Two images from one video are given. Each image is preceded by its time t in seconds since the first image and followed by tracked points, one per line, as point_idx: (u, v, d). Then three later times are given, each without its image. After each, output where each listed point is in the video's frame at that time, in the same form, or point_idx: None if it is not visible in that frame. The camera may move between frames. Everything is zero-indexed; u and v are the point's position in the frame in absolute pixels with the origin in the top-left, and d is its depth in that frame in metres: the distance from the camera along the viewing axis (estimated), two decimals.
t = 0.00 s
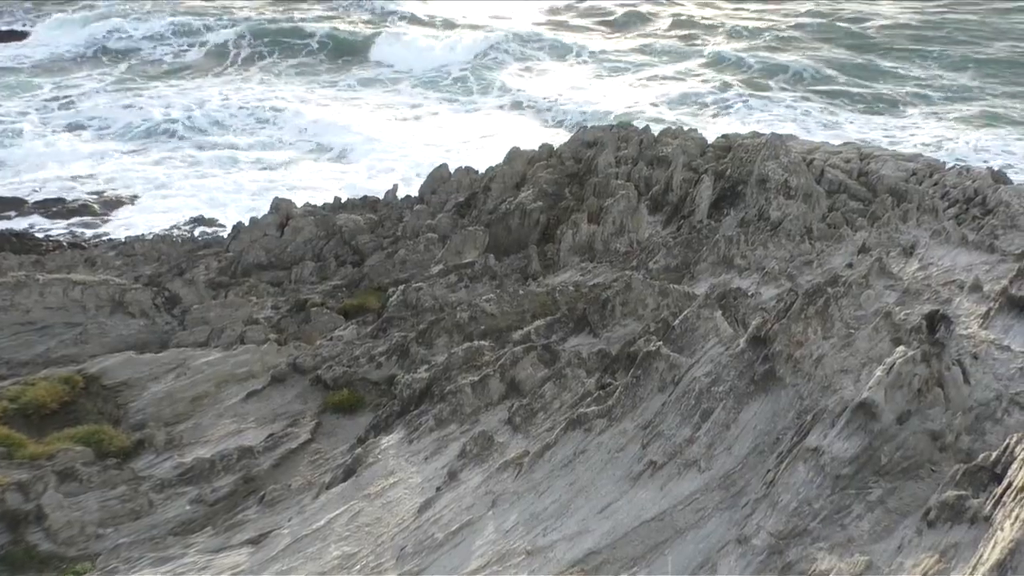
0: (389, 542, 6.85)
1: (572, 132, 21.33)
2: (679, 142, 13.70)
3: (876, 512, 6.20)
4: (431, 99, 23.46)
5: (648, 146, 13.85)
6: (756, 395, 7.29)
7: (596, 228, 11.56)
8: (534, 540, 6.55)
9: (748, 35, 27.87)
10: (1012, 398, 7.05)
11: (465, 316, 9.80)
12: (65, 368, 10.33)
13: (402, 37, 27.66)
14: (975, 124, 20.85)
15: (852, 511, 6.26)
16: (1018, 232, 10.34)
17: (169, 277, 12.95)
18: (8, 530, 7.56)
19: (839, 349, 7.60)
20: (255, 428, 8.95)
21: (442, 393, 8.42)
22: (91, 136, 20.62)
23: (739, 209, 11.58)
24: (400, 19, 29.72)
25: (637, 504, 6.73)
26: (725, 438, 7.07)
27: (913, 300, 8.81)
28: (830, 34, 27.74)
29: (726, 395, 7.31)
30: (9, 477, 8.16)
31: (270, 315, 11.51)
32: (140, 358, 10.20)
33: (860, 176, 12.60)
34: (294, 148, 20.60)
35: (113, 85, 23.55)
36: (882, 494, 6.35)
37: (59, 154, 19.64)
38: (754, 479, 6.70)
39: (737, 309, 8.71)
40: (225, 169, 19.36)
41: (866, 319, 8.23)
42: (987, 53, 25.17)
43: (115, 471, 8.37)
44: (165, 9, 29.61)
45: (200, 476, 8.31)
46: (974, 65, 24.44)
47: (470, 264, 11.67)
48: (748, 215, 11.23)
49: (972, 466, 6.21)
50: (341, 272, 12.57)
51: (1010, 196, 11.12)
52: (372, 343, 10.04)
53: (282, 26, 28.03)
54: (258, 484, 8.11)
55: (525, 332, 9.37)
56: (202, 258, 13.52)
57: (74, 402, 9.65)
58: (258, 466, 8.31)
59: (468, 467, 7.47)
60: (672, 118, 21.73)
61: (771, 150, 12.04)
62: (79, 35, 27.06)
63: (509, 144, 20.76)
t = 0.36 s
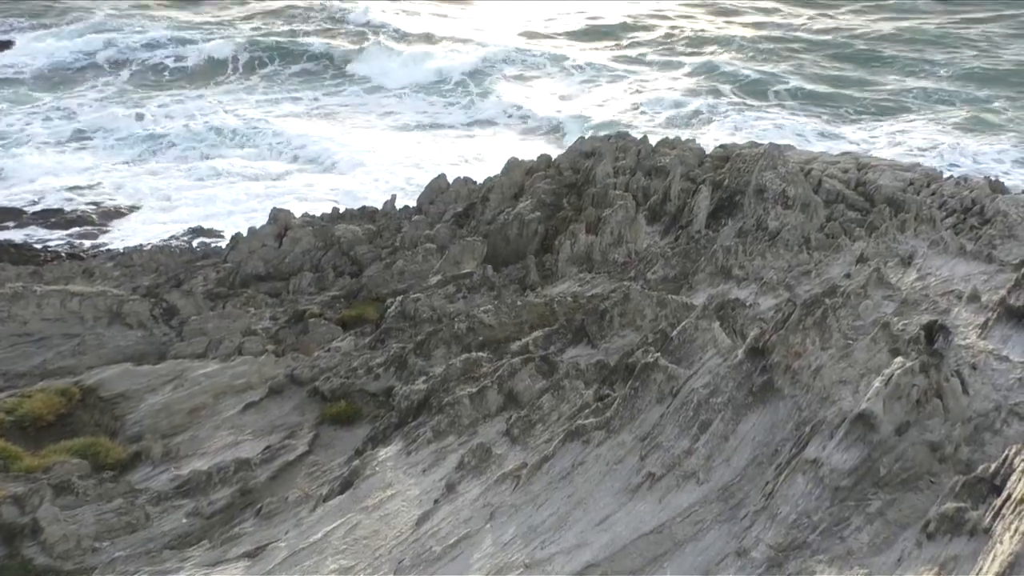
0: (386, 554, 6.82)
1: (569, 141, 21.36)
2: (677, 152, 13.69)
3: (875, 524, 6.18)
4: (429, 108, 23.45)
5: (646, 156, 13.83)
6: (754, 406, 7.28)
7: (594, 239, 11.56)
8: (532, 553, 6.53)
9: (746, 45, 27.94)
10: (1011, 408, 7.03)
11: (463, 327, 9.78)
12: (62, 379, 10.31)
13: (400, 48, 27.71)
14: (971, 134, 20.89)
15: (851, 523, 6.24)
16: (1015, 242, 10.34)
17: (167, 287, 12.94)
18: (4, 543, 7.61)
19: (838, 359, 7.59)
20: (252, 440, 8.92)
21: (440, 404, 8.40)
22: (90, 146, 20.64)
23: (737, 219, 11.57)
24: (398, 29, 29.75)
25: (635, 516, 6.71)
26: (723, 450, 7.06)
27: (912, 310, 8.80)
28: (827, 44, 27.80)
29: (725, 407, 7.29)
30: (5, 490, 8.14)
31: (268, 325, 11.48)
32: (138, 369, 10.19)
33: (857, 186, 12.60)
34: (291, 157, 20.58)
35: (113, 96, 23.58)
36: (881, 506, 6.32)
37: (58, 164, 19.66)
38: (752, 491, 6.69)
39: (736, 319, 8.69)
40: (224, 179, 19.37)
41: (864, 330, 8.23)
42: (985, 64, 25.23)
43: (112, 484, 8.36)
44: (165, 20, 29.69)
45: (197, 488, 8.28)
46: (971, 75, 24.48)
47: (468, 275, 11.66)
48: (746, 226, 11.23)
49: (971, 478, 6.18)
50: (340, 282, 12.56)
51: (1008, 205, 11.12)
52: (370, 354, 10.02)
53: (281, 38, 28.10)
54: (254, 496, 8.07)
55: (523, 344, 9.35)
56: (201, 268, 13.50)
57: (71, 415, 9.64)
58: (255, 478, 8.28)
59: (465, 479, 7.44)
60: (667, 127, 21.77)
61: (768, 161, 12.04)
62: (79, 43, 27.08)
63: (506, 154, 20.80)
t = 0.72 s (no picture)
0: (384, 567, 6.80)
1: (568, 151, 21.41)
2: (674, 162, 13.70)
3: (874, 536, 6.18)
4: (427, 118, 23.49)
5: (644, 166, 13.81)
6: (752, 417, 7.27)
7: (592, 249, 11.57)
8: (530, 565, 6.54)
9: (743, 54, 28.00)
10: (1009, 418, 7.01)
11: (461, 338, 9.78)
12: (59, 391, 10.28)
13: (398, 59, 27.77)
14: (968, 143, 20.95)
15: (850, 534, 6.23)
16: (1012, 252, 10.35)
17: (165, 298, 12.93)
18: None
19: (836, 370, 7.58)
20: (250, 451, 8.90)
21: (438, 416, 8.39)
22: (89, 157, 20.64)
23: (735, 229, 11.58)
24: (397, 39, 29.82)
25: (634, 528, 6.71)
26: (722, 461, 7.06)
27: (910, 319, 8.80)
28: (824, 54, 27.88)
29: (723, 418, 7.29)
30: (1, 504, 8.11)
31: (266, 336, 11.45)
32: (136, 381, 10.17)
33: (855, 196, 12.59)
34: (289, 167, 20.57)
35: (113, 106, 23.63)
36: (881, 517, 6.31)
37: (57, 175, 19.67)
38: (751, 502, 6.68)
39: (734, 330, 8.68)
40: (223, 190, 19.39)
41: (862, 341, 8.23)
42: (981, 73, 25.31)
43: (109, 497, 8.32)
44: (165, 32, 29.79)
45: (194, 501, 8.25)
46: (968, 85, 24.56)
47: (466, 285, 11.65)
48: (744, 235, 11.24)
49: (971, 489, 6.16)
50: (338, 293, 12.55)
51: (1005, 215, 11.14)
52: (368, 365, 10.01)
53: (280, 49, 28.18)
54: (252, 509, 8.04)
55: (521, 354, 9.34)
56: (199, 279, 13.49)
57: (68, 427, 9.60)
58: (253, 490, 8.25)
59: (463, 491, 7.42)
60: (666, 136, 21.82)
61: (766, 170, 12.05)
62: (78, 54, 27.13)
63: (504, 164, 20.84)
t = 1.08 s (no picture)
0: None
1: (567, 162, 21.48)
2: (672, 173, 13.70)
3: (874, 547, 6.18)
4: (424, 127, 23.49)
5: (642, 176, 13.81)
6: (751, 428, 7.26)
7: (591, 260, 11.58)
8: None
9: (741, 65, 28.07)
10: (1008, 428, 6.99)
11: (460, 349, 9.78)
12: (57, 403, 10.27)
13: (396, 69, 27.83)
14: (966, 152, 21.02)
15: (850, 545, 6.24)
16: (1010, 261, 10.36)
17: (163, 309, 12.93)
18: None
19: (835, 380, 7.58)
20: (249, 463, 8.89)
21: (437, 428, 8.37)
22: (88, 167, 20.65)
23: (733, 239, 11.59)
24: (395, 50, 29.88)
25: (633, 539, 6.72)
26: (721, 471, 7.06)
27: (908, 329, 8.81)
28: (822, 64, 27.95)
29: (722, 428, 7.29)
30: None
31: (264, 346, 11.45)
32: (134, 392, 10.16)
33: (852, 206, 12.60)
34: (287, 177, 20.57)
35: (112, 117, 23.67)
36: (880, 527, 6.31)
37: (53, 185, 19.68)
38: (751, 513, 6.69)
39: (732, 340, 8.67)
40: (220, 201, 19.40)
41: (860, 351, 8.26)
42: (978, 83, 25.38)
43: (107, 508, 8.30)
44: (164, 42, 29.86)
45: (192, 513, 8.22)
46: (965, 94, 24.62)
47: (465, 295, 11.66)
48: (741, 245, 11.26)
49: (969, 499, 6.16)
50: (336, 304, 12.55)
51: (1003, 225, 11.15)
52: (367, 376, 10.00)
53: (279, 60, 28.24)
54: (251, 520, 8.03)
55: (519, 365, 9.34)
56: (197, 290, 13.50)
57: (66, 438, 9.59)
58: (251, 502, 8.23)
59: (462, 503, 7.42)
60: (663, 145, 21.93)
61: (763, 180, 12.06)
62: (77, 65, 27.18)
63: (502, 174, 20.91)
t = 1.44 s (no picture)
0: None
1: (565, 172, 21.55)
2: (670, 184, 13.72)
3: (874, 558, 6.18)
4: (421, 136, 23.51)
5: (640, 187, 13.82)
6: (751, 439, 7.27)
7: (589, 270, 11.60)
8: None
9: (738, 75, 28.14)
10: (1007, 438, 6.99)
11: (459, 360, 9.78)
12: (56, 415, 10.26)
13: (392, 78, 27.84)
14: (963, 162, 21.08)
15: (850, 556, 6.23)
16: (1008, 271, 10.39)
17: (162, 321, 12.93)
18: None
19: (834, 391, 7.59)
20: (248, 475, 8.87)
21: (436, 439, 8.37)
22: (85, 179, 20.66)
23: (731, 249, 11.61)
24: (393, 59, 29.92)
25: (633, 551, 6.73)
26: (721, 482, 7.07)
27: (907, 339, 8.83)
28: (818, 75, 28.03)
29: (721, 439, 7.30)
30: None
31: (263, 358, 11.45)
32: (133, 405, 10.15)
33: (850, 217, 12.62)
34: (285, 188, 20.62)
35: (108, 127, 23.71)
36: (880, 539, 6.31)
37: (53, 197, 19.72)
38: (751, 524, 6.70)
39: (731, 351, 8.66)
40: (218, 212, 19.41)
41: (861, 360, 8.30)
42: (975, 94, 25.45)
43: (106, 521, 8.29)
44: (164, 53, 29.93)
45: (192, 525, 8.20)
46: (962, 105, 24.67)
47: (464, 307, 11.68)
48: (740, 256, 11.28)
49: (969, 510, 6.17)
50: (335, 315, 12.55)
51: (1001, 235, 11.18)
52: (366, 388, 10.00)
53: (278, 71, 28.30)
54: (250, 532, 8.01)
55: (518, 376, 9.33)
56: (196, 301, 13.49)
57: (65, 450, 9.57)
58: (250, 514, 8.22)
59: (462, 514, 7.41)
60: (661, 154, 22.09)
61: (761, 191, 12.08)
62: (77, 75, 27.26)
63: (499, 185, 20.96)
